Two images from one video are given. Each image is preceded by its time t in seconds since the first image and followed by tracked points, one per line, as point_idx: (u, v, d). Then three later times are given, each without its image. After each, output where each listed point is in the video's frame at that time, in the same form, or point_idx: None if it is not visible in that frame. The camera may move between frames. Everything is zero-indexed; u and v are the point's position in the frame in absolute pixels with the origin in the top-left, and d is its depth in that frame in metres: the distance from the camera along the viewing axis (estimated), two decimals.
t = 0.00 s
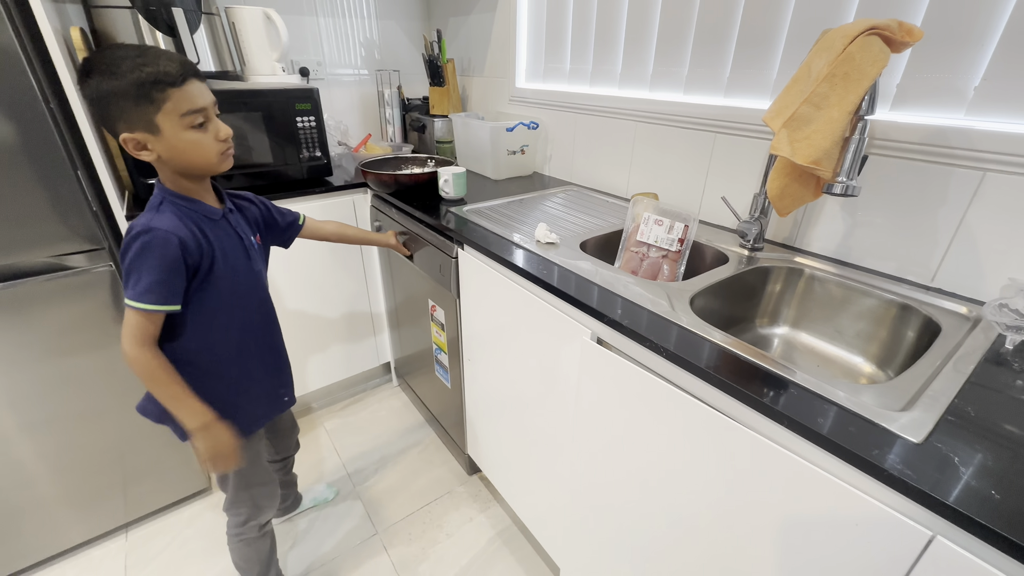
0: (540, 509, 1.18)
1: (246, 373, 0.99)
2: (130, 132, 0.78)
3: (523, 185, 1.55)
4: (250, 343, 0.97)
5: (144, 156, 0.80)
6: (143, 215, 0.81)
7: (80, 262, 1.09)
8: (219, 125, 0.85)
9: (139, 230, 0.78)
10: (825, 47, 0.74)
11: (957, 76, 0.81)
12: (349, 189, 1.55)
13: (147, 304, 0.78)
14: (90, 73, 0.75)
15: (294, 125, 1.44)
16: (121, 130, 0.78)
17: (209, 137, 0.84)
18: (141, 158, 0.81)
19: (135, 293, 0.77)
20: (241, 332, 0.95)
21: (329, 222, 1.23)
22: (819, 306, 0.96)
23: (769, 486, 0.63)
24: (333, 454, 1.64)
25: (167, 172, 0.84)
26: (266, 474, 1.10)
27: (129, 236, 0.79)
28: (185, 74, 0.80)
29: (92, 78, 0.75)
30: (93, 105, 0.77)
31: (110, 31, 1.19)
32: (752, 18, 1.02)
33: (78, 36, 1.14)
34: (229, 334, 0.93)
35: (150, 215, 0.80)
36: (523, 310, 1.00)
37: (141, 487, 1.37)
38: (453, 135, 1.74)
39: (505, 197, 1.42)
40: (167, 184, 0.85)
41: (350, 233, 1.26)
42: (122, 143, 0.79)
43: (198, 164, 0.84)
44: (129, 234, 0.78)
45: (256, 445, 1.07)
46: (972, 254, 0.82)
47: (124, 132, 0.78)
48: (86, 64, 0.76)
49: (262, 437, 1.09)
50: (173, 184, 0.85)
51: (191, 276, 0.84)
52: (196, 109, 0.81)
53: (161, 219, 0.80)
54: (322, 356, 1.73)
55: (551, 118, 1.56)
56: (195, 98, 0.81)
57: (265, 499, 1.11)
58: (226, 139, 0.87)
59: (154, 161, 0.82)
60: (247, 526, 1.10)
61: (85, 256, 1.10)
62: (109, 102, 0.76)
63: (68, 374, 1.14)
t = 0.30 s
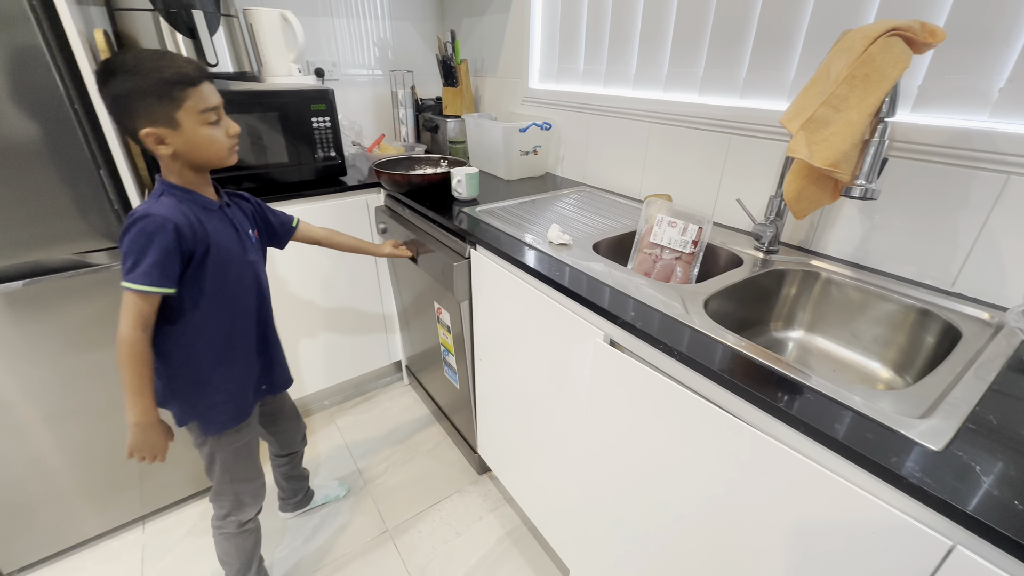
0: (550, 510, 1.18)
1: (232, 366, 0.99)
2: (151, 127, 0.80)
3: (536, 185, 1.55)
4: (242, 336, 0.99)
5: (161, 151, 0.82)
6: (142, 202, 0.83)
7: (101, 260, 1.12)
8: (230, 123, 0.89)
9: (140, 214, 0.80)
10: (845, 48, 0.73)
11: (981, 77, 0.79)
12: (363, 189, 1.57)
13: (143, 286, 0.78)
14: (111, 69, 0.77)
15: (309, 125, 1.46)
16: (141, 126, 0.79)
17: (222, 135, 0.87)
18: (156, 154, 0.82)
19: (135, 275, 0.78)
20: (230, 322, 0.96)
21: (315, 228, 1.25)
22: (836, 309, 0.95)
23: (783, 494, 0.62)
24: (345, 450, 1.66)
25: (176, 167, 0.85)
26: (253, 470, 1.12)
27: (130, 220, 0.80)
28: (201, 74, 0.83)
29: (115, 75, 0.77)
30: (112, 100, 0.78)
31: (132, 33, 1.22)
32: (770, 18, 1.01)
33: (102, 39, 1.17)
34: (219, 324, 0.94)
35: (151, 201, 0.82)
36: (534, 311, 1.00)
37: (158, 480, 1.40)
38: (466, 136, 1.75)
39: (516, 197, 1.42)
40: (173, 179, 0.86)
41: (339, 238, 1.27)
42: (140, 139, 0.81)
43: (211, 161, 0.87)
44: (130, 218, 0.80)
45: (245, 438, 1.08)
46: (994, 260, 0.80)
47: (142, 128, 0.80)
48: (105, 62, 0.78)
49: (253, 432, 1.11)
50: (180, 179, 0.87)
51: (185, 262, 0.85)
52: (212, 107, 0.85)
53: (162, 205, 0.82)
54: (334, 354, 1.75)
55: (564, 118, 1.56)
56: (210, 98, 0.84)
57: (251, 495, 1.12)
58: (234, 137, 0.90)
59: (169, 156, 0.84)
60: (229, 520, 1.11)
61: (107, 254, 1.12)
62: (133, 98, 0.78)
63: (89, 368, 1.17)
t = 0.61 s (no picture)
0: (560, 507, 1.18)
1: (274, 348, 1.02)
2: (177, 116, 0.82)
3: (548, 183, 1.55)
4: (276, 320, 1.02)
5: (181, 140, 0.84)
6: (167, 198, 0.83)
7: (122, 254, 1.14)
8: (239, 125, 0.94)
9: (176, 206, 0.81)
10: (865, 45, 0.72)
11: (1006, 74, 0.77)
12: (376, 186, 1.58)
13: (206, 271, 0.80)
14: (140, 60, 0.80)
15: (324, 122, 1.47)
16: (167, 114, 0.81)
17: (234, 134, 0.92)
18: (176, 144, 0.84)
19: (189, 265, 0.79)
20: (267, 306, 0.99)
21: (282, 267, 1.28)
22: (852, 309, 0.94)
23: (798, 493, 0.62)
24: (356, 445, 1.68)
25: (186, 159, 0.87)
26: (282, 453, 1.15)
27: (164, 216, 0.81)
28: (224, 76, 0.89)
29: (146, 65, 0.80)
30: (137, 88, 0.80)
31: (152, 32, 1.24)
32: (788, 15, 1.00)
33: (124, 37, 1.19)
34: (259, 308, 0.96)
35: (177, 195, 0.84)
36: (547, 308, 1.01)
37: (174, 471, 1.43)
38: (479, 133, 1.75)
39: (529, 195, 1.42)
40: (180, 170, 0.87)
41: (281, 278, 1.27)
42: (162, 128, 0.82)
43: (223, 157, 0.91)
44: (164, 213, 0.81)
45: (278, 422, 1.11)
46: (1018, 260, 0.79)
47: (167, 117, 0.81)
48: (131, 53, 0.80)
49: (281, 419, 1.13)
50: (187, 171, 0.88)
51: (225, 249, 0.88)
52: (231, 108, 0.90)
53: (190, 197, 0.84)
54: (346, 349, 1.76)
55: (578, 116, 1.55)
56: (230, 99, 0.90)
57: (283, 479, 1.16)
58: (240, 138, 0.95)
59: (186, 148, 0.85)
60: (260, 503, 1.13)
61: (128, 248, 1.15)
62: (164, 87, 0.80)
63: (110, 359, 1.20)
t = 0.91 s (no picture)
0: (575, 506, 1.18)
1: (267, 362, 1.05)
2: (175, 136, 0.84)
3: (564, 183, 1.55)
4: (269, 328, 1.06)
5: (176, 159, 0.86)
6: (167, 220, 0.83)
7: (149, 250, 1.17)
8: (237, 144, 0.96)
9: (189, 223, 0.83)
10: (892, 44, 0.71)
11: None
12: (394, 185, 1.59)
13: (246, 280, 0.85)
14: (140, 77, 0.81)
15: (343, 122, 1.49)
16: (164, 133, 0.83)
17: (231, 153, 0.94)
18: (172, 162, 0.86)
19: (230, 276, 0.84)
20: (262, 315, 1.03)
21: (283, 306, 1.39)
22: (874, 312, 0.93)
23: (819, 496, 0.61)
24: (371, 441, 1.70)
25: (179, 176, 0.88)
26: (265, 474, 1.15)
27: (177, 235, 0.82)
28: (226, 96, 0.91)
29: (147, 82, 0.81)
30: (136, 105, 0.81)
31: (178, 35, 1.26)
32: (811, 13, 0.99)
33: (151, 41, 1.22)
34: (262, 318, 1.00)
35: (179, 213, 0.85)
36: (564, 307, 1.01)
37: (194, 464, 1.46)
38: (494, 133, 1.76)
39: (544, 194, 1.42)
40: (173, 186, 0.89)
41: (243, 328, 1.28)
42: (159, 147, 0.84)
43: (218, 175, 0.93)
44: (177, 232, 0.82)
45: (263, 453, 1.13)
46: None
47: (164, 136, 0.83)
48: (133, 68, 0.82)
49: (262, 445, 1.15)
50: (179, 187, 0.90)
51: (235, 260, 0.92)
52: (230, 128, 0.92)
53: (192, 214, 0.86)
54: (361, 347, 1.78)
55: (594, 116, 1.55)
56: (230, 119, 0.92)
57: (269, 500, 1.17)
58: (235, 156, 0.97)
59: (182, 166, 0.87)
60: (250, 525, 1.14)
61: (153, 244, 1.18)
62: (164, 106, 0.82)
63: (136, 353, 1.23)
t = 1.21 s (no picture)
0: (586, 504, 1.18)
1: (280, 348, 1.09)
2: (168, 132, 0.84)
3: (576, 180, 1.54)
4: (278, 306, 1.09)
5: (171, 156, 0.86)
6: (189, 210, 0.84)
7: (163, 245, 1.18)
8: (234, 138, 0.96)
9: (213, 207, 0.85)
10: (918, 39, 0.70)
11: None
12: (405, 182, 1.59)
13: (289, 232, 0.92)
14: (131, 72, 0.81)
15: (355, 119, 1.49)
16: (158, 129, 0.83)
17: (228, 147, 0.94)
18: (167, 159, 0.86)
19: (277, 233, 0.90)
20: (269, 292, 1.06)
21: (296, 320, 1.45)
22: (894, 312, 0.91)
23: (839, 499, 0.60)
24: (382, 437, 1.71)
25: (176, 173, 0.89)
26: (276, 470, 1.16)
27: (209, 218, 0.84)
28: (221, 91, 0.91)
29: (138, 77, 0.81)
30: (128, 101, 0.82)
31: (193, 31, 1.27)
32: (830, 9, 0.97)
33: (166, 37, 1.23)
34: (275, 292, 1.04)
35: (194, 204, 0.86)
36: (577, 304, 1.00)
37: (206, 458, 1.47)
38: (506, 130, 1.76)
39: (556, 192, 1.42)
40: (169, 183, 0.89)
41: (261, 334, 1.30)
42: (153, 144, 0.84)
43: (215, 170, 0.93)
44: (208, 216, 0.84)
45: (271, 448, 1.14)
46: None
47: (158, 134, 0.84)
48: (124, 63, 0.82)
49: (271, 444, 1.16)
50: (178, 183, 0.91)
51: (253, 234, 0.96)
52: (225, 122, 0.92)
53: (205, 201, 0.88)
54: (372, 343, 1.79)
55: (607, 112, 1.54)
56: (226, 113, 0.92)
57: (280, 495, 1.18)
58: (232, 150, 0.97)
59: (178, 163, 0.87)
60: (262, 521, 1.14)
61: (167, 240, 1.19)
62: (156, 101, 0.82)
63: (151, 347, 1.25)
